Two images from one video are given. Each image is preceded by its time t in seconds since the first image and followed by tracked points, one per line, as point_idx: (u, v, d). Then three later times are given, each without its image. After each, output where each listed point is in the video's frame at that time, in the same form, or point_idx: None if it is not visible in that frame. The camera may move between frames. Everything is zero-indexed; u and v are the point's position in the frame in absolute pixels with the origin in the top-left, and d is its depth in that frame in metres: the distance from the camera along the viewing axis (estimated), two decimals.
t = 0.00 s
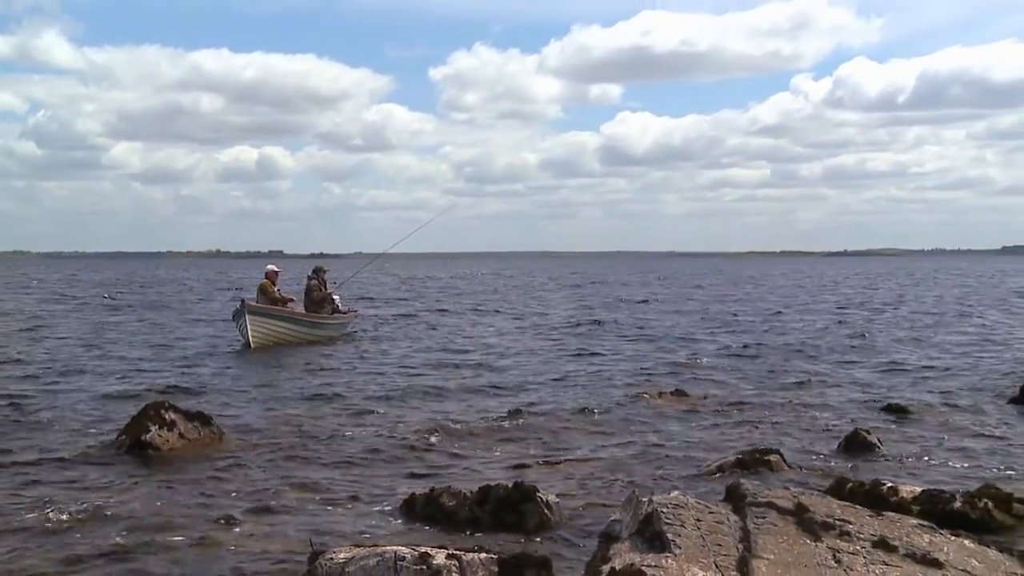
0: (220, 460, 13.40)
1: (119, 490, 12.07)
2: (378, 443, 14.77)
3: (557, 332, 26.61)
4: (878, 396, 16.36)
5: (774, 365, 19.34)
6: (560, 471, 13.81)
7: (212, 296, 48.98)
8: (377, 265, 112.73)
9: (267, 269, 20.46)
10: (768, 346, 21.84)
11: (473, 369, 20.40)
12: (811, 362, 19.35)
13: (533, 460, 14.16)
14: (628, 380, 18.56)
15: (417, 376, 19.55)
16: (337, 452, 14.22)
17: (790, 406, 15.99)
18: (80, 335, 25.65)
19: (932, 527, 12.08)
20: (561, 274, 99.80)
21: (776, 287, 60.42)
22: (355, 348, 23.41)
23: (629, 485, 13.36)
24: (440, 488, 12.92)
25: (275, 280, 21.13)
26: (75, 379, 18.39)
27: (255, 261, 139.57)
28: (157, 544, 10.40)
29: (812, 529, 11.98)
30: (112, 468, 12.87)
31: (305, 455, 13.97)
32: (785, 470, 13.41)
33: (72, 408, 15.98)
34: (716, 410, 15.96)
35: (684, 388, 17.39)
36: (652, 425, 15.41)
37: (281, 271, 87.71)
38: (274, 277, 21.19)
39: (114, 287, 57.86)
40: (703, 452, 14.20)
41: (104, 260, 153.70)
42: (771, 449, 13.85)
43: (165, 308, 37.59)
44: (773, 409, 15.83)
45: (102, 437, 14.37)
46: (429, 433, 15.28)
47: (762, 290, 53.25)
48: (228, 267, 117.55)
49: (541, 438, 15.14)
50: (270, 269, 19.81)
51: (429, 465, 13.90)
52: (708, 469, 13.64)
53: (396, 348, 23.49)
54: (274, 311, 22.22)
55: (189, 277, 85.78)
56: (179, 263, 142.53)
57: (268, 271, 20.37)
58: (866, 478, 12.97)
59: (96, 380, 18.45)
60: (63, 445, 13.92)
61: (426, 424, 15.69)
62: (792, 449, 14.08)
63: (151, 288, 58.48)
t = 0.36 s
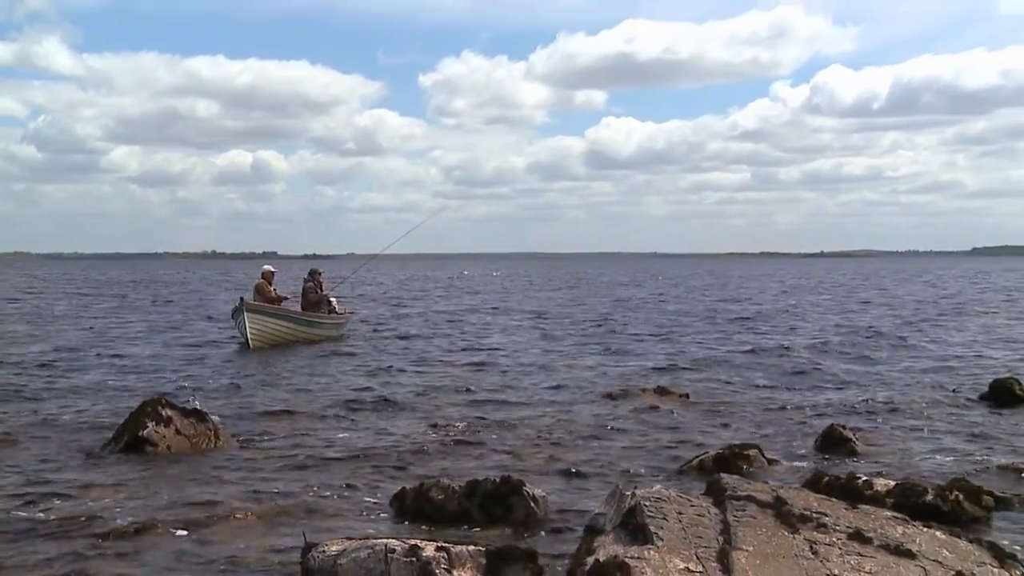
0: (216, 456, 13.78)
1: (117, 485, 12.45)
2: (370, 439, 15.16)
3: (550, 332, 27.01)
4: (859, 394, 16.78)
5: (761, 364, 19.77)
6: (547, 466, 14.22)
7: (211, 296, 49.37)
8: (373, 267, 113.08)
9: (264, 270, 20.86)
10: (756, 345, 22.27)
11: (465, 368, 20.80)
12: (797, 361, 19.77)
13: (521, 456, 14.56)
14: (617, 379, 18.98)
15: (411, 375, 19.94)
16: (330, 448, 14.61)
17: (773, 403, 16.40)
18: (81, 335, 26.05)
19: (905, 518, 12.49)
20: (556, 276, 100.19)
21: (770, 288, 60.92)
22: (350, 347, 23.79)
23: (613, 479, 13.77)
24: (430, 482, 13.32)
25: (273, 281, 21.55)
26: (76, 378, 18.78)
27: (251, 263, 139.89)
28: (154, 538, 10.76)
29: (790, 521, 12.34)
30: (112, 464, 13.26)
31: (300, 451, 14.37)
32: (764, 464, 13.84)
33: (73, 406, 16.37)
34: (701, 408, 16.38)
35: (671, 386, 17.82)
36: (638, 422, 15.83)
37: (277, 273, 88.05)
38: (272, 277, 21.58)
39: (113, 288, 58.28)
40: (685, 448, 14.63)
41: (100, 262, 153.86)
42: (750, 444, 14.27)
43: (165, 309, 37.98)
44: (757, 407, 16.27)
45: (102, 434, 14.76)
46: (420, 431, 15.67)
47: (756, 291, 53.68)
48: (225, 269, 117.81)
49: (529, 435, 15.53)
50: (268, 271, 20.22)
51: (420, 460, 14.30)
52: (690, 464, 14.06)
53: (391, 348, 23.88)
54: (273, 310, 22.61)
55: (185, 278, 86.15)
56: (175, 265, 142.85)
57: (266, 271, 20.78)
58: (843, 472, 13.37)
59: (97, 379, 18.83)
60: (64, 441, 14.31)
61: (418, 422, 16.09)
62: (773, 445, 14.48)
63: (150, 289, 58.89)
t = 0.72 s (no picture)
0: (212, 452, 14.18)
1: (116, 481, 12.83)
2: (363, 436, 15.58)
3: (545, 332, 27.44)
4: (841, 391, 17.23)
5: (747, 362, 20.21)
6: (534, 461, 14.63)
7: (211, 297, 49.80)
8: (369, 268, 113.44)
9: (262, 270, 21.27)
10: (745, 344, 22.72)
11: (459, 367, 21.22)
12: (783, 360, 20.23)
13: (510, 452, 14.97)
14: (606, 377, 19.41)
15: (405, 374, 20.36)
16: (324, 444, 15.02)
17: (756, 400, 16.85)
18: (82, 335, 26.47)
19: (879, 511, 12.86)
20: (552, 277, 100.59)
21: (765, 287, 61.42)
22: (346, 347, 24.20)
23: (598, 473, 14.18)
24: (420, 477, 13.71)
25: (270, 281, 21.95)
26: (77, 377, 19.18)
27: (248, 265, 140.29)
28: (148, 532, 11.11)
29: (769, 514, 12.64)
30: (111, 460, 13.65)
31: (294, 447, 14.77)
32: (744, 459, 14.27)
33: (74, 404, 16.78)
34: (687, 405, 16.82)
35: (659, 384, 18.25)
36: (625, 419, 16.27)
37: (274, 275, 88.39)
38: (269, 278, 21.99)
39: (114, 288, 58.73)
40: (669, 444, 15.06)
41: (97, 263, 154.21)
42: (730, 439, 14.71)
43: (165, 309, 38.40)
44: (740, 404, 16.72)
45: (102, 430, 15.16)
46: (412, 427, 16.09)
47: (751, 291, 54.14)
48: (221, 271, 118.13)
49: (518, 431, 15.95)
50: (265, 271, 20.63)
51: (410, 456, 14.70)
52: (672, 459, 14.49)
53: (387, 347, 24.29)
54: (272, 309, 23.02)
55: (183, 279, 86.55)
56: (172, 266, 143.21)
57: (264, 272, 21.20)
58: (818, 466, 13.81)
59: (98, 378, 19.24)
60: (66, 438, 14.71)
61: (410, 420, 16.50)
62: (753, 440, 14.92)
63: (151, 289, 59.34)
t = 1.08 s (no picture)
0: (209, 447, 14.59)
1: (116, 476, 13.24)
2: (357, 432, 16.00)
3: (539, 332, 27.87)
4: (823, 389, 17.67)
5: (735, 361, 20.66)
6: (522, 457, 15.05)
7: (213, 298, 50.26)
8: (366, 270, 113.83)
9: (261, 272, 21.69)
10: (734, 343, 23.18)
11: (452, 366, 21.64)
12: (769, 359, 20.68)
13: (499, 448, 15.40)
14: (597, 375, 19.86)
15: (400, 373, 20.78)
16: (318, 441, 15.43)
17: (740, 398, 17.31)
18: (84, 335, 26.91)
19: (855, 505, 13.29)
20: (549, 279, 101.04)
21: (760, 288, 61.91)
22: (342, 346, 24.62)
23: (585, 469, 14.61)
24: (410, 473, 14.12)
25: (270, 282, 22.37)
26: (79, 375, 19.60)
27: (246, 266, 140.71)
28: (146, 526, 11.52)
29: (748, 508, 13.07)
30: (111, 455, 14.07)
31: (290, 444, 15.18)
32: (725, 455, 14.70)
33: (77, 402, 17.21)
34: (673, 403, 17.26)
35: (648, 382, 18.70)
36: (612, 416, 16.71)
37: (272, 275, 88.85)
38: (269, 279, 22.40)
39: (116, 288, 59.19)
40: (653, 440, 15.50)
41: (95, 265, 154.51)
42: (712, 436, 15.15)
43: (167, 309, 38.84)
44: (725, 401, 17.16)
45: (103, 427, 15.58)
46: (404, 424, 16.51)
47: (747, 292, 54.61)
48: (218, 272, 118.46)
49: (509, 428, 16.38)
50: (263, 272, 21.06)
51: (402, 452, 15.12)
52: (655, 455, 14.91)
53: (383, 347, 24.71)
54: (272, 310, 23.44)
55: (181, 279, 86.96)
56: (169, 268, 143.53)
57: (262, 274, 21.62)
58: (797, 462, 14.24)
59: (100, 376, 19.66)
60: (68, 434, 15.13)
61: (403, 417, 16.92)
62: (735, 437, 15.35)
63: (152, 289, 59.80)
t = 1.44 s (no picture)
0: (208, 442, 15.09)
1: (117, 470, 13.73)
2: (352, 428, 16.50)
3: (532, 331, 28.41)
4: (805, 386, 18.23)
5: (721, 360, 21.21)
6: (511, 452, 15.57)
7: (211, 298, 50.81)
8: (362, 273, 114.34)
9: (259, 273, 22.19)
10: (721, 343, 23.75)
11: (445, 364, 22.16)
12: (755, 358, 21.23)
13: (488, 443, 15.90)
14: (586, 373, 20.39)
15: (394, 371, 21.29)
16: (314, 437, 15.93)
17: (724, 395, 17.86)
18: (85, 334, 27.41)
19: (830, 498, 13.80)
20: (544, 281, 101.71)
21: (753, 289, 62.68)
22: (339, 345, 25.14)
23: (571, 463, 15.12)
24: (401, 467, 14.61)
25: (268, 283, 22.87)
26: (81, 373, 20.09)
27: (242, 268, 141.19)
28: (148, 518, 12.00)
29: (727, 501, 13.57)
30: (113, 449, 14.56)
31: (286, 439, 15.68)
32: (705, 449, 15.22)
33: (79, 399, 17.70)
34: (659, 400, 17.80)
35: (635, 380, 19.24)
36: (599, 412, 17.24)
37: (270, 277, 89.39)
38: (267, 280, 22.91)
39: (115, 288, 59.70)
40: (638, 436, 16.01)
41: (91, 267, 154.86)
42: (694, 431, 15.67)
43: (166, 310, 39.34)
44: (709, 398, 17.71)
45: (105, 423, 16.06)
46: (398, 420, 17.01)
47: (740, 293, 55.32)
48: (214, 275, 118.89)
49: (499, 424, 16.89)
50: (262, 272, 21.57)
51: (394, 447, 15.62)
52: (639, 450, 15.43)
53: (379, 346, 25.24)
54: (271, 310, 23.95)
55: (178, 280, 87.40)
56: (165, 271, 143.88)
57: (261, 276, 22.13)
58: (775, 455, 14.77)
59: (102, 374, 20.16)
60: (71, 430, 15.61)
61: (397, 413, 17.42)
62: (717, 432, 15.88)
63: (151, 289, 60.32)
